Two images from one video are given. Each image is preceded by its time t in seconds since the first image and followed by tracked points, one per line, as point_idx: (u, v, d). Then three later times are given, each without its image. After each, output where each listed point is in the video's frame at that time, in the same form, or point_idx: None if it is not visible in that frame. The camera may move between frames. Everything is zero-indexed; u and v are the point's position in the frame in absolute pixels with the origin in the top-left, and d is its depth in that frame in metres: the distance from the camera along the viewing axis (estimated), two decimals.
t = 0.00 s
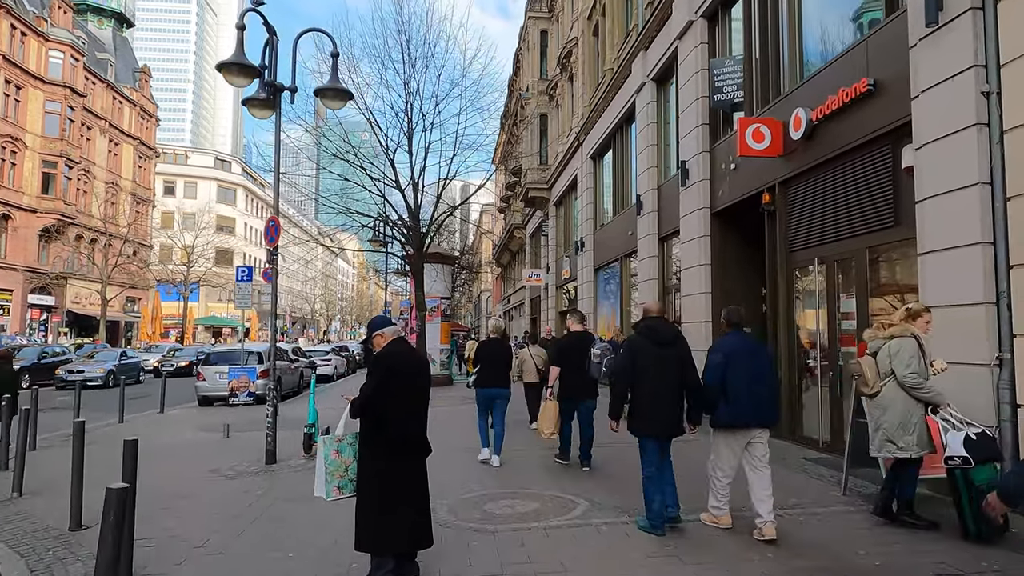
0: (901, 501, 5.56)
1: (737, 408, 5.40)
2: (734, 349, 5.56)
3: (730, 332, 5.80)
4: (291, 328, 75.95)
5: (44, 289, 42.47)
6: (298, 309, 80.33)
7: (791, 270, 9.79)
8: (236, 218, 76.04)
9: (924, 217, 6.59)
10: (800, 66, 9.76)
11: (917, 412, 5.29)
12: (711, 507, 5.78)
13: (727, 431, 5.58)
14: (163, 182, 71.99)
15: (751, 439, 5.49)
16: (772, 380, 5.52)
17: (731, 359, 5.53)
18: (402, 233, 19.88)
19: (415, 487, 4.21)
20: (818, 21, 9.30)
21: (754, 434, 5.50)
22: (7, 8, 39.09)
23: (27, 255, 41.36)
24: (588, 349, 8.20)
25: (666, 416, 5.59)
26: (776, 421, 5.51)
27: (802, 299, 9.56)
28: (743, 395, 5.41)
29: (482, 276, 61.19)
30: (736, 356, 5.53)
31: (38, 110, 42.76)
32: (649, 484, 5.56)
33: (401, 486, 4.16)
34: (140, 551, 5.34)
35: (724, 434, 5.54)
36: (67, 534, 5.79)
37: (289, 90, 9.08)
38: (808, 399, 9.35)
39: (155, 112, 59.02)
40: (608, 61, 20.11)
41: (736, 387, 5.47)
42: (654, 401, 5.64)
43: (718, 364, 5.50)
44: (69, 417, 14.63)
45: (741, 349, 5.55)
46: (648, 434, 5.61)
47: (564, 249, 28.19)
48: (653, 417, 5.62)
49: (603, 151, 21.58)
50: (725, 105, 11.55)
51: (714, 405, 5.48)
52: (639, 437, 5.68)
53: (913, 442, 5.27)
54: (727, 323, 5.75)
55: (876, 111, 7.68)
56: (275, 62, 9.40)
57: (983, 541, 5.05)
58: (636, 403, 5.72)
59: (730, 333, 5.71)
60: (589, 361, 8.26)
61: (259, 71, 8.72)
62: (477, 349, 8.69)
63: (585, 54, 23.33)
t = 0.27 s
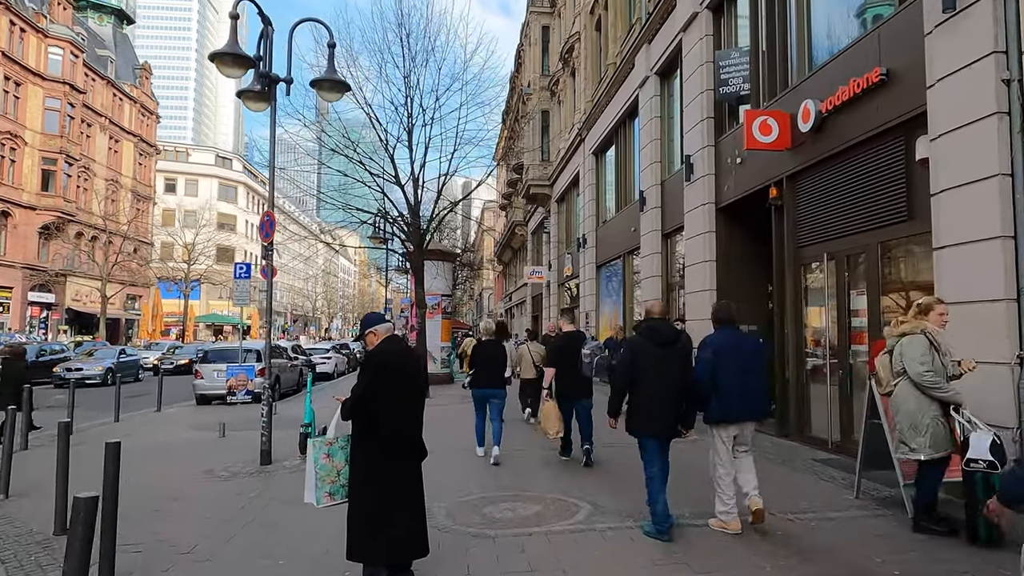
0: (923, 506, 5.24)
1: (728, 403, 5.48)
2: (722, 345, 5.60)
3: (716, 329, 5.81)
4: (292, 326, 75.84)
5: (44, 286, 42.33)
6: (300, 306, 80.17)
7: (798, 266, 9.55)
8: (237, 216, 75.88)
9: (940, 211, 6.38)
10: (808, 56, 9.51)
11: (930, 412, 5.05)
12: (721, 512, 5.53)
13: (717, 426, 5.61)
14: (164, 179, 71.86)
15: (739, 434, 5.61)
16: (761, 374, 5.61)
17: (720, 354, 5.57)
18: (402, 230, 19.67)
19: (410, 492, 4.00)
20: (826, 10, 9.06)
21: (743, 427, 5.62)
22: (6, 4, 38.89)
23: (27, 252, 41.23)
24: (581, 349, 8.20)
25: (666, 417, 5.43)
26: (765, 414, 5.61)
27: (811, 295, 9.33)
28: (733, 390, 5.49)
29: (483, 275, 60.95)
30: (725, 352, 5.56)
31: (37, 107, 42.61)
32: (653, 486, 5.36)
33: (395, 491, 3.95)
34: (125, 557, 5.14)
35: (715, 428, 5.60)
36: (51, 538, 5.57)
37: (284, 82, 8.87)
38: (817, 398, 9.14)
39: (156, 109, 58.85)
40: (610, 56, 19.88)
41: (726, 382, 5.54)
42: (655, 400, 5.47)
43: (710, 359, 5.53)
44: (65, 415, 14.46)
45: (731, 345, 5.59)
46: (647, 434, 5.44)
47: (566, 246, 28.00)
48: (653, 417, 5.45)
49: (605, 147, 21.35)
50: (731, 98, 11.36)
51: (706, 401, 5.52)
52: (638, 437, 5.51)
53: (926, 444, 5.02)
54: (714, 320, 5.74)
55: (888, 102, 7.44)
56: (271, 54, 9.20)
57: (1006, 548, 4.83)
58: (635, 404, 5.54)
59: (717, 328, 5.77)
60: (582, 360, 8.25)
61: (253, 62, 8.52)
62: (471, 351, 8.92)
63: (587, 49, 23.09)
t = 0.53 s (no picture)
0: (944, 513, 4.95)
1: (728, 401, 5.39)
2: (723, 343, 5.54)
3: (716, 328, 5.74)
4: (293, 325, 75.62)
5: (42, 285, 42.15)
6: (300, 306, 79.91)
7: (806, 263, 9.31)
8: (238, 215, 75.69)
9: (955, 205, 6.14)
10: (815, 48, 9.26)
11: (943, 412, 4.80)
12: (728, 517, 5.28)
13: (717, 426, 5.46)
14: (164, 178, 71.68)
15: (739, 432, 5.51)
16: (761, 372, 5.56)
17: (720, 353, 5.49)
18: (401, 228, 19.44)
19: (399, 502, 3.77)
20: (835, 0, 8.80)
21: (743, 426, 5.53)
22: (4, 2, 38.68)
23: (26, 251, 41.06)
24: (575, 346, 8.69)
25: (667, 413, 5.56)
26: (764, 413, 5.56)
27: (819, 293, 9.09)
28: (731, 388, 5.41)
29: (484, 274, 60.71)
30: (725, 351, 5.49)
31: (36, 105, 42.43)
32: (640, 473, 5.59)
33: (383, 501, 3.71)
34: (104, 566, 4.89)
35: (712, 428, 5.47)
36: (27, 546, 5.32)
37: (277, 74, 8.64)
38: (824, 399, 8.90)
39: (156, 107, 58.65)
40: (612, 52, 19.64)
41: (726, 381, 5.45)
42: (659, 397, 5.57)
43: (709, 358, 5.45)
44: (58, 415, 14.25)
45: (731, 343, 5.53)
46: (647, 431, 5.57)
47: (567, 245, 27.78)
48: (655, 413, 5.57)
49: (607, 145, 21.12)
50: (736, 92, 11.09)
51: (706, 400, 5.42)
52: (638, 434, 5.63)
53: (936, 446, 4.82)
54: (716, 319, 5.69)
55: (900, 92, 7.20)
56: (264, 46, 8.97)
57: None
58: (639, 400, 5.62)
59: (716, 327, 5.71)
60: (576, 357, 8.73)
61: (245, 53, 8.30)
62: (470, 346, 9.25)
63: (589, 45, 22.80)
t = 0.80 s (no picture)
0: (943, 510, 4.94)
1: (728, 403, 5.31)
2: (725, 344, 5.45)
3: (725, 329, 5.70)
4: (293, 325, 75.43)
5: (41, 285, 41.99)
6: (300, 306, 79.73)
7: (813, 262, 9.08)
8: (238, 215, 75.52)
9: (970, 200, 5.92)
10: (822, 41, 9.04)
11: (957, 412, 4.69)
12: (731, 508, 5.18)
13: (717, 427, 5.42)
14: (164, 178, 71.53)
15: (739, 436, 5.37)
16: (763, 373, 5.44)
17: (722, 353, 5.41)
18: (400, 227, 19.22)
19: (388, 512, 3.56)
20: None
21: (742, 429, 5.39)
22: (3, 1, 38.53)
23: (24, 250, 40.89)
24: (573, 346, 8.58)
25: (665, 413, 5.59)
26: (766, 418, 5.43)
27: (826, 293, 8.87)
28: (732, 389, 5.32)
29: (485, 275, 60.52)
30: (727, 352, 5.41)
31: (35, 104, 42.27)
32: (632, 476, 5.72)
33: (371, 511, 3.51)
34: None
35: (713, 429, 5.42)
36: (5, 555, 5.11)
37: (270, 68, 8.44)
38: (832, 401, 8.67)
39: (155, 107, 58.49)
40: (613, 49, 19.43)
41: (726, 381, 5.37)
42: (657, 397, 5.62)
43: (711, 358, 5.39)
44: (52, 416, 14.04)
45: (735, 344, 5.44)
46: (645, 431, 5.61)
47: (568, 244, 27.57)
48: (654, 414, 5.62)
49: (608, 143, 20.91)
50: (740, 88, 10.89)
51: (705, 398, 5.39)
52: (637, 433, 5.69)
53: (948, 446, 4.83)
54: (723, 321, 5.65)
55: (912, 85, 6.98)
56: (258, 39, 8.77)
57: None
58: (638, 401, 5.68)
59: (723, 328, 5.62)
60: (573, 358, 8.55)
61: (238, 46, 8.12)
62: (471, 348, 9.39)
63: (590, 42, 22.59)
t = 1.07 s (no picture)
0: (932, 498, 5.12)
1: (728, 401, 5.43)
2: (727, 341, 5.54)
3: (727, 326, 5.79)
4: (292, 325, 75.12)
5: (38, 284, 41.70)
6: (299, 305, 79.45)
7: (821, 259, 8.82)
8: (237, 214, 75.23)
9: (990, 192, 5.67)
10: (831, 32, 8.78)
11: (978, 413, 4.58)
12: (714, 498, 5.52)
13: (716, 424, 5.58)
14: (162, 177, 71.25)
15: (744, 432, 5.50)
16: (765, 371, 5.51)
17: (724, 350, 5.50)
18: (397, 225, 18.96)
19: (376, 522, 3.34)
20: None
21: (742, 425, 5.54)
22: None
23: (21, 249, 40.63)
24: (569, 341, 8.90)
25: (664, 413, 5.47)
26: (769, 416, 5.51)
27: (834, 291, 8.62)
28: (733, 387, 5.43)
29: (484, 274, 60.26)
30: (730, 349, 5.49)
31: (31, 102, 41.99)
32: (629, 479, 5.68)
33: (357, 521, 3.29)
34: None
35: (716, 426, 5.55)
36: None
37: (262, 58, 8.20)
38: (840, 401, 8.43)
39: (153, 105, 58.20)
40: (614, 44, 19.18)
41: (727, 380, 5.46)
42: (655, 399, 5.51)
43: (713, 355, 5.47)
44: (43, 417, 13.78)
45: (738, 341, 5.53)
46: (645, 434, 5.49)
47: (568, 242, 27.35)
48: (652, 416, 5.50)
49: (609, 140, 20.67)
50: (745, 81, 10.62)
51: (706, 396, 5.51)
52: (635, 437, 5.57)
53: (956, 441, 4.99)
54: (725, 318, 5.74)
55: (926, 74, 6.73)
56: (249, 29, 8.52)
57: None
58: (634, 404, 5.59)
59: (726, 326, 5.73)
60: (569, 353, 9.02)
61: (229, 36, 7.88)
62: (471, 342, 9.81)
63: (590, 38, 22.34)
